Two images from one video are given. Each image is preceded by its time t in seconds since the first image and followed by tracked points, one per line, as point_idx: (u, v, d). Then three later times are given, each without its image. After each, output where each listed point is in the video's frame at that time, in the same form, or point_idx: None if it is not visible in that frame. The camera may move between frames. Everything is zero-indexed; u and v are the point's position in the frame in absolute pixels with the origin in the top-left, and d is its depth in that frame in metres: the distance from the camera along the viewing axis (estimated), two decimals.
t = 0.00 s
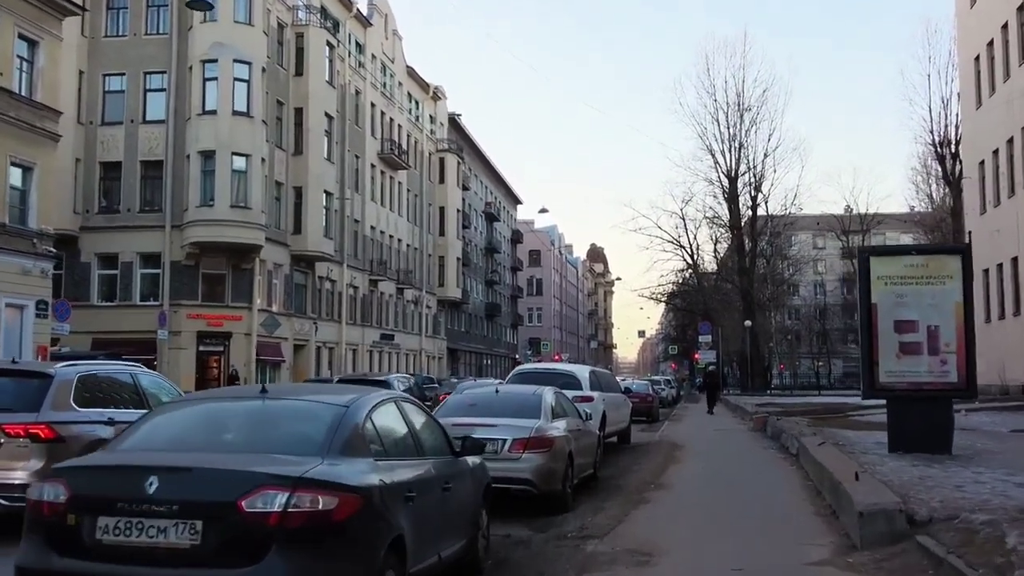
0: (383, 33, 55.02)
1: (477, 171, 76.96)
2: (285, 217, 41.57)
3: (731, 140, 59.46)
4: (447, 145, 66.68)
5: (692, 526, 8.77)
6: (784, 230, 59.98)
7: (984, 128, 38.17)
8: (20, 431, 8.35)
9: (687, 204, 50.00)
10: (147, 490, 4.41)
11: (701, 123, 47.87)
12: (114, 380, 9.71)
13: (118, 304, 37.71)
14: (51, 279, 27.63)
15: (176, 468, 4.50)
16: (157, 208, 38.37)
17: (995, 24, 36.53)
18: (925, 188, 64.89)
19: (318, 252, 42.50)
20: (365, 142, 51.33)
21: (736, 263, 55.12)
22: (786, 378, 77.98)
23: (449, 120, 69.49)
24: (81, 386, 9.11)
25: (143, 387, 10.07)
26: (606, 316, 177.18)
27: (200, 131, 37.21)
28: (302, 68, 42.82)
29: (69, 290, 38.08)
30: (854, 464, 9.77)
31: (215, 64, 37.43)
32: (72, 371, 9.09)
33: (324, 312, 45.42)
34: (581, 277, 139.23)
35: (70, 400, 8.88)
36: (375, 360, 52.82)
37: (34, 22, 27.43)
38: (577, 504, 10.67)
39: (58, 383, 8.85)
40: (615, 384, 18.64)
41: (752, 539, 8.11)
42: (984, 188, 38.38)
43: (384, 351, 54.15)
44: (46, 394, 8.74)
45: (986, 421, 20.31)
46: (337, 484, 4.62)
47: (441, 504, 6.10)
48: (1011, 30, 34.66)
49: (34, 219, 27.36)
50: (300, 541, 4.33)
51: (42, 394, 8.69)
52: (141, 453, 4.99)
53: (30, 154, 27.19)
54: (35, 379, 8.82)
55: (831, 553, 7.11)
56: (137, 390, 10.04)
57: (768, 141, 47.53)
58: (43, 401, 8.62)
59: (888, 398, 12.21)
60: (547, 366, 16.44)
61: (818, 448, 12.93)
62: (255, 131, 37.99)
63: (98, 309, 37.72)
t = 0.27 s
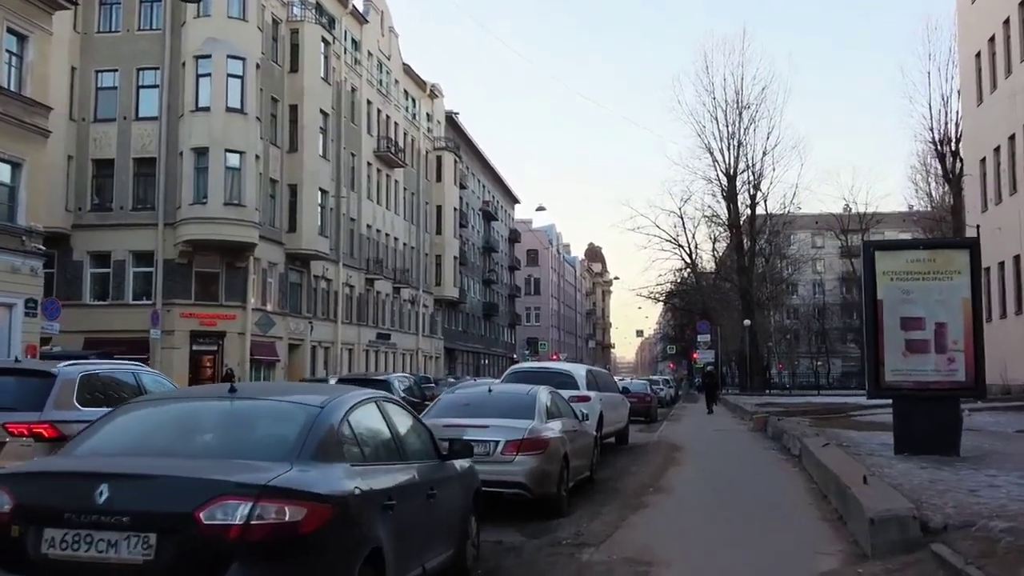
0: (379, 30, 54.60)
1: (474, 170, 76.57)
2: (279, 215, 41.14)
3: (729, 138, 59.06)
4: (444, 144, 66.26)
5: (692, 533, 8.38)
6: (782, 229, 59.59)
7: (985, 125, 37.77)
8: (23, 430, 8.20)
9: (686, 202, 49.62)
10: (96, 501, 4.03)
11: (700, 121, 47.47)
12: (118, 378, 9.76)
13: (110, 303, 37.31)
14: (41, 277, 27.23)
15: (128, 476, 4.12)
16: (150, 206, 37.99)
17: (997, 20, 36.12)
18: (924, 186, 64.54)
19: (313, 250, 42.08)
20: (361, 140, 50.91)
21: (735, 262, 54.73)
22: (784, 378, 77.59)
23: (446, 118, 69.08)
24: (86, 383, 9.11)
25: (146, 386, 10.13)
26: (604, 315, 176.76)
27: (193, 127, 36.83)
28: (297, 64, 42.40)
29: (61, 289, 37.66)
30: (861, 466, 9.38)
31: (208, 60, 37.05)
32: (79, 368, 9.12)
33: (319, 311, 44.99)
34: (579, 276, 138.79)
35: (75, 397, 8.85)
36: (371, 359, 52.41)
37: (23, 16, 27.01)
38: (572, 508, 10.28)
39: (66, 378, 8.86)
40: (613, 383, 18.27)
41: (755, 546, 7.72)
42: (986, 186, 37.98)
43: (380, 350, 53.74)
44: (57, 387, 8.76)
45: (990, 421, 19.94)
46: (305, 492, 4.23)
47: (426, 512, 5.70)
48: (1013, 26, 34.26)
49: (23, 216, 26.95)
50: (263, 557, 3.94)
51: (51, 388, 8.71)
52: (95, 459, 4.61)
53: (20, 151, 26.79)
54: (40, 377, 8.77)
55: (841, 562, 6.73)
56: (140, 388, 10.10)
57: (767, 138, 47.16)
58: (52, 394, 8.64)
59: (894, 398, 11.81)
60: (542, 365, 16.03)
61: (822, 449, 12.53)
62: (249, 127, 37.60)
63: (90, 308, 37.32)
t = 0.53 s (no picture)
0: (376, 27, 54.20)
1: (473, 168, 76.22)
2: (276, 213, 40.77)
3: (729, 136, 58.68)
4: (442, 142, 65.87)
5: (698, 538, 8.03)
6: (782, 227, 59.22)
7: (987, 123, 37.38)
8: (37, 427, 8.56)
9: (685, 201, 49.30)
10: (48, 509, 3.67)
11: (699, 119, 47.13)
12: (126, 378, 10.19)
13: (105, 302, 36.98)
14: (33, 274, 26.88)
15: (87, 482, 3.75)
16: (145, 203, 37.63)
17: (999, 16, 35.74)
18: (924, 184, 64.16)
19: (310, 248, 41.68)
20: (359, 138, 50.52)
21: (735, 261, 54.34)
22: (784, 376, 77.25)
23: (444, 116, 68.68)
24: (95, 381, 9.50)
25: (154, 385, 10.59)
26: (603, 315, 176.36)
27: (188, 123, 36.48)
28: (294, 61, 42.03)
29: (55, 287, 37.34)
30: (871, 468, 9.05)
31: (203, 56, 36.70)
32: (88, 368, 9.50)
33: (316, 310, 44.61)
34: (578, 275, 138.45)
35: (85, 394, 9.26)
36: (369, 358, 52.02)
37: (14, 10, 26.63)
38: (573, 510, 9.92)
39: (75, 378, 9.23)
40: (613, 382, 17.94)
41: (766, 551, 7.38)
42: (988, 184, 37.60)
43: (378, 349, 53.38)
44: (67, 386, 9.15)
45: (998, 420, 19.60)
46: (281, 499, 3.84)
47: (416, 518, 5.31)
48: (1016, 21, 33.88)
49: (14, 212, 26.58)
50: (233, 570, 3.57)
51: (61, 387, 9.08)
52: (55, 462, 4.24)
53: (11, 146, 26.43)
54: (52, 375, 9.15)
55: (858, 570, 6.38)
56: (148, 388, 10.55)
57: (767, 136, 46.82)
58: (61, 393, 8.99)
59: (905, 396, 11.44)
60: (539, 362, 15.65)
61: (829, 449, 12.18)
62: (245, 123, 37.28)
63: (84, 306, 36.99)
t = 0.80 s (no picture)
0: (375, 25, 53.82)
1: (472, 167, 75.84)
2: (273, 211, 40.38)
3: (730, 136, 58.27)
4: (441, 140, 65.47)
5: (705, 549, 7.67)
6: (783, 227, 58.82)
7: (990, 122, 36.98)
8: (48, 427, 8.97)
9: (686, 201, 48.93)
10: None
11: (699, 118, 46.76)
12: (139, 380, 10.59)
13: (100, 301, 36.62)
14: (25, 273, 26.52)
15: (37, 502, 3.40)
16: (140, 201, 37.26)
17: (1003, 14, 35.33)
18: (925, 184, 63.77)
19: (307, 247, 41.30)
20: (357, 136, 50.14)
21: (736, 261, 53.95)
22: (784, 377, 76.89)
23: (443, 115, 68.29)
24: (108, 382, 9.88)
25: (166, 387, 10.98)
26: (603, 316, 175.94)
27: (184, 121, 36.15)
28: (292, 58, 41.67)
29: (50, 287, 36.98)
30: (883, 476, 8.69)
31: (200, 53, 36.37)
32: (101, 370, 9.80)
33: (314, 310, 44.23)
34: (577, 275, 138.13)
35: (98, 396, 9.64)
36: (367, 359, 51.65)
37: (7, 6, 26.27)
38: (573, 518, 9.56)
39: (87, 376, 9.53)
40: (614, 384, 17.56)
41: (776, 563, 7.02)
42: (991, 184, 37.19)
43: (376, 349, 53.00)
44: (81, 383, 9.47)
45: (1005, 423, 19.24)
46: (249, 520, 3.49)
47: (404, 534, 4.94)
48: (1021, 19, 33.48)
49: (5, 211, 26.21)
50: None
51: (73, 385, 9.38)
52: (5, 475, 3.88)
53: (3, 144, 26.07)
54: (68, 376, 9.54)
55: None
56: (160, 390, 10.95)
57: (768, 135, 46.41)
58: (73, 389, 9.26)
59: (915, 400, 11.08)
60: (538, 363, 15.28)
61: (837, 454, 11.81)
62: (241, 121, 36.93)
63: (79, 306, 36.64)
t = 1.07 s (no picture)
0: (368, 22, 53.42)
1: (465, 166, 75.45)
2: (264, 209, 39.93)
3: (725, 134, 57.99)
4: (434, 139, 65.06)
5: (704, 552, 7.33)
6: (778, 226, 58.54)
7: (988, 119, 36.70)
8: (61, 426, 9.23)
9: (680, 200, 48.61)
10: None
11: (694, 116, 46.42)
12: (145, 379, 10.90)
13: (88, 299, 36.17)
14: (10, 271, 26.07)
15: None
16: (129, 198, 36.81)
17: (1001, 11, 35.06)
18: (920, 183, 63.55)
19: (299, 246, 40.89)
20: (350, 134, 49.72)
21: (731, 261, 53.63)
22: (779, 377, 76.64)
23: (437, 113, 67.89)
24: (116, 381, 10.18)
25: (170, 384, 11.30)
26: (597, 316, 175.64)
27: (174, 118, 35.75)
28: (283, 54, 41.28)
29: (37, 285, 36.51)
30: (889, 476, 8.38)
31: (190, 49, 35.99)
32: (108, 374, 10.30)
33: (306, 308, 43.79)
34: (571, 275, 137.81)
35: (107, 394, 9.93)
36: (359, 358, 51.22)
37: None
38: (566, 520, 9.20)
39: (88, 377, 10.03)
40: (609, 382, 17.20)
41: (779, 567, 6.68)
42: (989, 181, 36.90)
43: (369, 349, 52.57)
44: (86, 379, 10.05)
45: (1006, 423, 18.95)
46: (199, 523, 3.12)
47: (382, 537, 4.57)
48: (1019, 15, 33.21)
49: None
50: None
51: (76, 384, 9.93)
52: None
53: None
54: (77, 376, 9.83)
55: None
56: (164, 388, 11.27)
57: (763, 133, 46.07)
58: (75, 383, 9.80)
59: (919, 397, 10.73)
60: (530, 360, 14.94)
61: (838, 453, 11.46)
62: (231, 117, 36.53)
63: (68, 304, 36.18)
